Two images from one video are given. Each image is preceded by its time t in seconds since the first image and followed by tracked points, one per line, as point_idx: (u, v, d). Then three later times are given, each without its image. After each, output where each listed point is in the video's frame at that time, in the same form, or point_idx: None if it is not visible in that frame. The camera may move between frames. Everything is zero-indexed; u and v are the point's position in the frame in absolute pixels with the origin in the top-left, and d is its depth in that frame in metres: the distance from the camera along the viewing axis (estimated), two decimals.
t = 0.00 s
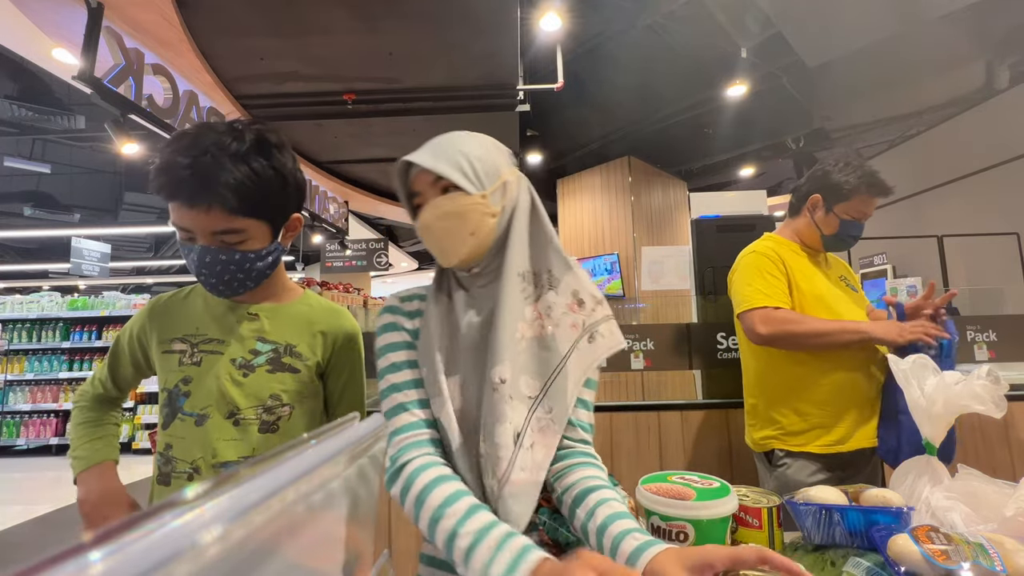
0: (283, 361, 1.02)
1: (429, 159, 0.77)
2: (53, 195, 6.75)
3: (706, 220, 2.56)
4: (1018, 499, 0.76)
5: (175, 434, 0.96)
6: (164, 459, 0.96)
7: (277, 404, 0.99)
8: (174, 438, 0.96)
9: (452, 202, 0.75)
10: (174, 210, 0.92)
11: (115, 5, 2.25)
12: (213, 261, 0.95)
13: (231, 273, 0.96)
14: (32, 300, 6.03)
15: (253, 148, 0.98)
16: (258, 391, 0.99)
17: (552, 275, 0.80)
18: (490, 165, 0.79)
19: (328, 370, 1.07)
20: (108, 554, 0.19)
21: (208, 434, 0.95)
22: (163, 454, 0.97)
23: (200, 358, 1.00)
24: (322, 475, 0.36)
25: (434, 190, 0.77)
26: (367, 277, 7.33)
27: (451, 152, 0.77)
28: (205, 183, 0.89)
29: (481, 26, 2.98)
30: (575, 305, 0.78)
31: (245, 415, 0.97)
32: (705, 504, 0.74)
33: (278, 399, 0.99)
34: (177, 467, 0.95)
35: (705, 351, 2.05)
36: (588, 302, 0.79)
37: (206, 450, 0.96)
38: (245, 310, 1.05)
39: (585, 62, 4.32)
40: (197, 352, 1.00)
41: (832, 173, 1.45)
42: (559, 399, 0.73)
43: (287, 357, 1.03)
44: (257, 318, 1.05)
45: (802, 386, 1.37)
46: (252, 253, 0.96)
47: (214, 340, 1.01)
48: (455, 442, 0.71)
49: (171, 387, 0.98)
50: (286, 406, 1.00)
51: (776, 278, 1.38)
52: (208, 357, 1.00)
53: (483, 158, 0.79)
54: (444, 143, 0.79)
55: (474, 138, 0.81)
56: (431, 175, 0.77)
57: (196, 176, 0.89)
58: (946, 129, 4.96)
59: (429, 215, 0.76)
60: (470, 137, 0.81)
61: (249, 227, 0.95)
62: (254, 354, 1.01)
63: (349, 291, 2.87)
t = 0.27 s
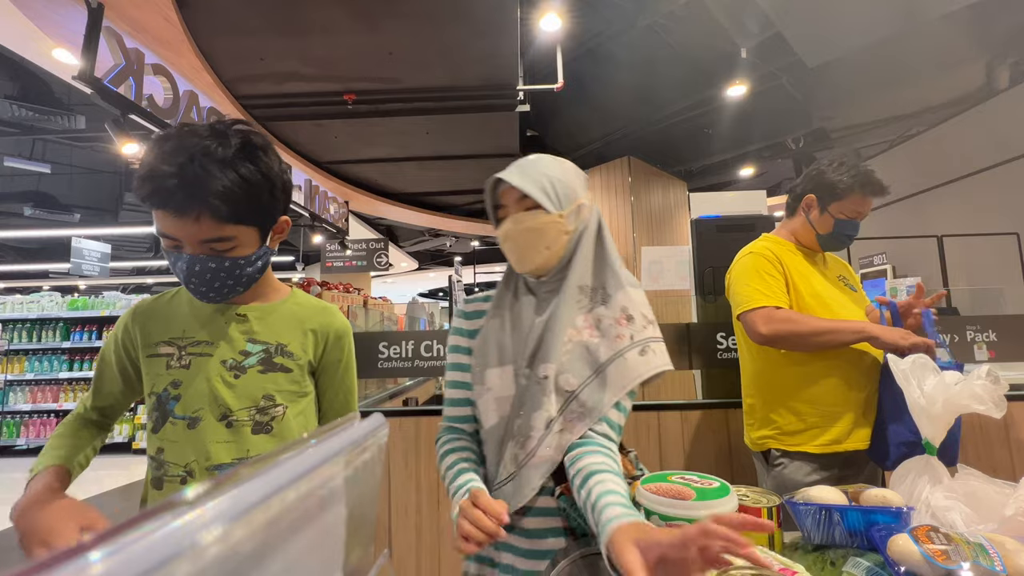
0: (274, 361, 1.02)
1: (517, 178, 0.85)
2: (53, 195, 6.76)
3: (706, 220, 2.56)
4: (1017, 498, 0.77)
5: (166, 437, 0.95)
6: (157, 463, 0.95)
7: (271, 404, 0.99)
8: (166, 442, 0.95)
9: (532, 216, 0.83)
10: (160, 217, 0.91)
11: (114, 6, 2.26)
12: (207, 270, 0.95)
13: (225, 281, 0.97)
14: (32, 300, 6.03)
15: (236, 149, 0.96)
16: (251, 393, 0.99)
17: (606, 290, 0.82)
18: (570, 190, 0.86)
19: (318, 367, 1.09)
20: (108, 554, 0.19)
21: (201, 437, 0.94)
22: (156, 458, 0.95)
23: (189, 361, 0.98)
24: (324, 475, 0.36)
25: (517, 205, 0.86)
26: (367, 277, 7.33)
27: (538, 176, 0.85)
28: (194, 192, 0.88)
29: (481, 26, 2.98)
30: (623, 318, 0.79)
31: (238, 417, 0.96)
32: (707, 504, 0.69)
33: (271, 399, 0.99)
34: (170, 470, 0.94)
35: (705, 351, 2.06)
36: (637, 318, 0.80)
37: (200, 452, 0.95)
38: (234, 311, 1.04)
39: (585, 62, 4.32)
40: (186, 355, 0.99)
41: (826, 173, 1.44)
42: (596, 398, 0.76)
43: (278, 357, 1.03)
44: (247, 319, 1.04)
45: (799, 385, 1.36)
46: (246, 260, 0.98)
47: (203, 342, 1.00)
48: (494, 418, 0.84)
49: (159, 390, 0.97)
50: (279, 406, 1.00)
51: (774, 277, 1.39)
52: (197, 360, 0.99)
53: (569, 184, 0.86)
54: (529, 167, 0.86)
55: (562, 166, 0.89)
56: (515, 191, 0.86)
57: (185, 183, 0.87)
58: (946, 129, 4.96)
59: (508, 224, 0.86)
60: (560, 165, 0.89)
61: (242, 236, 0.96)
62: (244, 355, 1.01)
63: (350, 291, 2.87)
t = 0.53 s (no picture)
0: (266, 362, 1.02)
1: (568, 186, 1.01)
2: (53, 195, 6.75)
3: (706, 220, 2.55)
4: (1017, 499, 0.76)
5: (159, 445, 0.93)
6: (150, 471, 0.93)
7: (267, 405, 1.00)
8: (159, 450, 0.93)
9: (576, 222, 1.00)
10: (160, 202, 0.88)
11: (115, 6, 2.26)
12: (195, 260, 0.91)
13: (213, 272, 0.93)
14: (32, 300, 6.03)
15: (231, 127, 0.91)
16: (245, 395, 0.99)
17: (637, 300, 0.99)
18: (614, 205, 1.02)
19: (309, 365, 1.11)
20: (108, 553, 0.18)
21: (197, 442, 0.93)
22: (149, 467, 0.93)
23: (177, 367, 0.96)
24: (324, 475, 0.36)
25: (564, 209, 1.03)
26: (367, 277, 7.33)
27: (588, 187, 1.00)
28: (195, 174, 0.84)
29: (480, 26, 2.98)
30: (656, 327, 0.96)
31: (233, 420, 0.96)
32: (706, 503, 0.66)
33: (266, 400, 1.00)
34: (166, 478, 0.92)
35: (705, 351, 2.05)
36: (669, 327, 0.96)
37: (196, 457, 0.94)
38: (221, 312, 1.02)
39: (585, 62, 4.32)
40: (174, 361, 0.96)
41: (819, 173, 1.43)
42: (628, 394, 0.92)
43: (270, 357, 1.03)
44: (236, 320, 1.03)
45: (797, 384, 1.37)
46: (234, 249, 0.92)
47: (192, 347, 0.98)
48: (530, 405, 0.99)
49: (148, 398, 0.94)
50: (275, 406, 1.01)
51: (776, 276, 1.38)
52: (186, 365, 0.97)
53: (613, 198, 1.02)
54: (577, 176, 1.01)
55: (609, 179, 1.04)
56: (565, 198, 1.03)
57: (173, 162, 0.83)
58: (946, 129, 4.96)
59: (555, 225, 1.02)
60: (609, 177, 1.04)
61: (230, 222, 0.90)
62: (236, 358, 1.00)
63: (350, 291, 2.87)
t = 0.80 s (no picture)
0: (259, 363, 1.02)
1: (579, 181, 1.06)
2: (53, 195, 6.76)
3: (706, 220, 2.55)
4: None
5: (151, 452, 0.93)
6: (143, 478, 0.93)
7: (261, 406, 1.00)
8: (151, 457, 0.93)
9: (590, 214, 1.03)
10: (173, 191, 0.97)
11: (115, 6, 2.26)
12: (212, 243, 0.98)
13: (230, 254, 0.99)
14: (32, 300, 6.03)
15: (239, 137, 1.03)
16: (239, 397, 0.99)
17: (645, 300, 0.99)
18: (623, 203, 1.06)
19: (303, 364, 1.11)
20: (110, 553, 0.19)
21: (191, 447, 0.93)
22: (141, 473, 0.93)
23: (166, 372, 0.96)
24: (324, 473, 0.36)
25: (576, 203, 1.06)
26: (367, 277, 7.33)
27: (598, 183, 1.05)
28: (214, 158, 0.95)
29: (480, 26, 2.98)
30: (662, 326, 0.96)
31: (227, 423, 0.96)
32: (727, 504, 0.62)
33: (260, 402, 1.00)
34: (160, 483, 0.92)
35: (705, 351, 2.06)
36: (675, 327, 0.96)
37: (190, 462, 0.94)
38: (211, 313, 1.03)
39: (585, 62, 4.32)
40: (163, 366, 0.96)
41: (819, 173, 1.44)
42: (638, 389, 0.91)
43: (263, 358, 1.03)
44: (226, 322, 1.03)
45: (799, 386, 1.36)
46: (252, 230, 1.01)
47: (181, 351, 0.98)
48: (538, 394, 1.00)
49: (138, 405, 0.94)
50: (269, 407, 1.01)
51: (783, 276, 1.38)
52: (176, 370, 0.97)
53: (623, 196, 1.06)
54: (585, 173, 1.06)
55: (619, 179, 1.08)
56: (578, 192, 1.06)
57: (191, 145, 0.94)
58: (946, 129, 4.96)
59: (567, 217, 1.05)
60: (617, 176, 1.09)
61: (246, 206, 1.00)
62: (227, 360, 1.00)
63: (349, 291, 2.86)
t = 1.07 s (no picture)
0: (267, 362, 1.04)
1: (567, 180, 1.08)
2: (53, 195, 6.76)
3: (706, 220, 2.55)
4: None
5: (158, 451, 0.92)
6: (150, 477, 0.92)
7: (270, 404, 1.02)
8: (159, 456, 0.92)
9: (580, 214, 1.06)
10: (193, 182, 0.99)
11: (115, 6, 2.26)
12: (225, 233, 0.99)
13: (242, 247, 1.00)
14: (32, 300, 6.03)
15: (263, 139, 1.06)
16: (248, 395, 1.00)
17: (632, 295, 1.04)
18: (608, 202, 1.09)
19: (308, 363, 1.13)
20: (109, 553, 0.19)
21: (202, 445, 0.94)
22: (147, 473, 0.92)
23: (175, 370, 0.96)
24: (324, 473, 0.36)
25: (565, 202, 1.08)
26: (367, 277, 7.33)
27: (584, 182, 1.08)
28: (236, 152, 0.98)
29: (480, 26, 2.98)
30: (650, 318, 1.03)
31: (238, 421, 0.97)
32: (761, 504, 0.60)
33: (269, 400, 1.02)
34: (170, 482, 0.92)
35: (704, 351, 2.06)
36: (660, 320, 1.05)
37: (199, 461, 0.94)
38: (225, 313, 1.04)
39: (585, 62, 4.32)
40: (171, 365, 0.96)
41: (820, 172, 1.44)
42: (633, 383, 0.97)
43: (271, 357, 1.05)
44: (234, 321, 1.04)
45: (801, 386, 1.35)
46: (264, 225, 1.03)
47: (190, 350, 0.98)
48: (532, 391, 1.00)
49: (145, 404, 0.93)
50: (278, 406, 1.03)
51: (780, 276, 1.38)
52: (185, 369, 0.96)
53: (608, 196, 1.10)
54: (570, 172, 1.09)
55: (601, 178, 1.11)
56: (568, 191, 1.08)
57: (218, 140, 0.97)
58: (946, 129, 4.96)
59: (556, 216, 1.06)
60: (599, 175, 1.12)
61: (263, 200, 1.03)
62: (236, 359, 1.01)
63: (349, 291, 2.87)
